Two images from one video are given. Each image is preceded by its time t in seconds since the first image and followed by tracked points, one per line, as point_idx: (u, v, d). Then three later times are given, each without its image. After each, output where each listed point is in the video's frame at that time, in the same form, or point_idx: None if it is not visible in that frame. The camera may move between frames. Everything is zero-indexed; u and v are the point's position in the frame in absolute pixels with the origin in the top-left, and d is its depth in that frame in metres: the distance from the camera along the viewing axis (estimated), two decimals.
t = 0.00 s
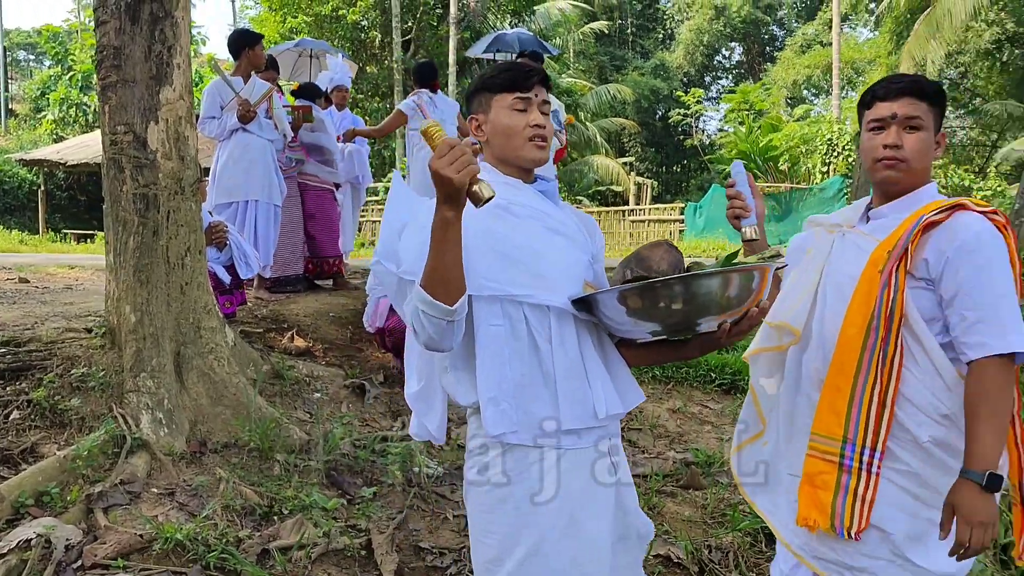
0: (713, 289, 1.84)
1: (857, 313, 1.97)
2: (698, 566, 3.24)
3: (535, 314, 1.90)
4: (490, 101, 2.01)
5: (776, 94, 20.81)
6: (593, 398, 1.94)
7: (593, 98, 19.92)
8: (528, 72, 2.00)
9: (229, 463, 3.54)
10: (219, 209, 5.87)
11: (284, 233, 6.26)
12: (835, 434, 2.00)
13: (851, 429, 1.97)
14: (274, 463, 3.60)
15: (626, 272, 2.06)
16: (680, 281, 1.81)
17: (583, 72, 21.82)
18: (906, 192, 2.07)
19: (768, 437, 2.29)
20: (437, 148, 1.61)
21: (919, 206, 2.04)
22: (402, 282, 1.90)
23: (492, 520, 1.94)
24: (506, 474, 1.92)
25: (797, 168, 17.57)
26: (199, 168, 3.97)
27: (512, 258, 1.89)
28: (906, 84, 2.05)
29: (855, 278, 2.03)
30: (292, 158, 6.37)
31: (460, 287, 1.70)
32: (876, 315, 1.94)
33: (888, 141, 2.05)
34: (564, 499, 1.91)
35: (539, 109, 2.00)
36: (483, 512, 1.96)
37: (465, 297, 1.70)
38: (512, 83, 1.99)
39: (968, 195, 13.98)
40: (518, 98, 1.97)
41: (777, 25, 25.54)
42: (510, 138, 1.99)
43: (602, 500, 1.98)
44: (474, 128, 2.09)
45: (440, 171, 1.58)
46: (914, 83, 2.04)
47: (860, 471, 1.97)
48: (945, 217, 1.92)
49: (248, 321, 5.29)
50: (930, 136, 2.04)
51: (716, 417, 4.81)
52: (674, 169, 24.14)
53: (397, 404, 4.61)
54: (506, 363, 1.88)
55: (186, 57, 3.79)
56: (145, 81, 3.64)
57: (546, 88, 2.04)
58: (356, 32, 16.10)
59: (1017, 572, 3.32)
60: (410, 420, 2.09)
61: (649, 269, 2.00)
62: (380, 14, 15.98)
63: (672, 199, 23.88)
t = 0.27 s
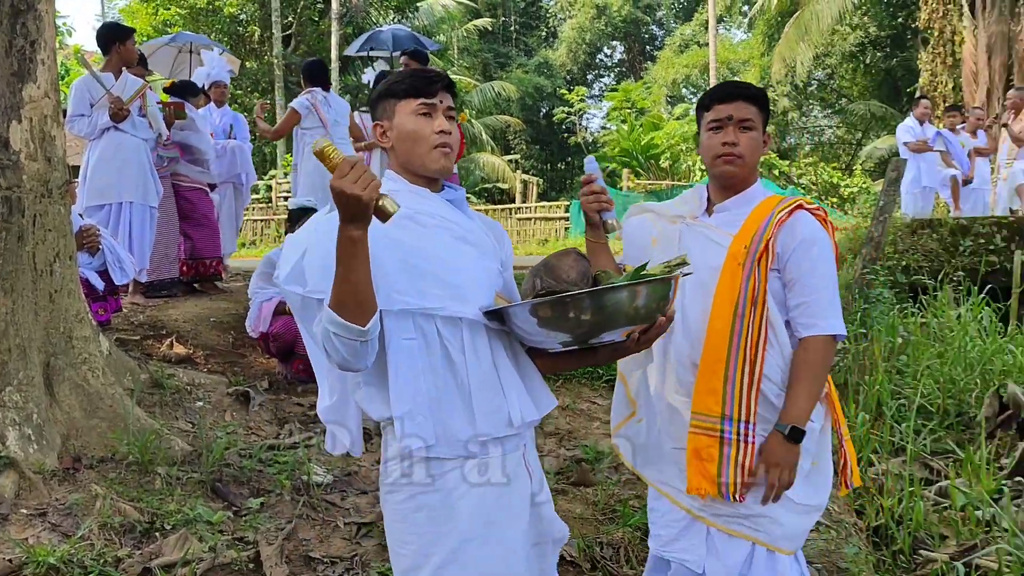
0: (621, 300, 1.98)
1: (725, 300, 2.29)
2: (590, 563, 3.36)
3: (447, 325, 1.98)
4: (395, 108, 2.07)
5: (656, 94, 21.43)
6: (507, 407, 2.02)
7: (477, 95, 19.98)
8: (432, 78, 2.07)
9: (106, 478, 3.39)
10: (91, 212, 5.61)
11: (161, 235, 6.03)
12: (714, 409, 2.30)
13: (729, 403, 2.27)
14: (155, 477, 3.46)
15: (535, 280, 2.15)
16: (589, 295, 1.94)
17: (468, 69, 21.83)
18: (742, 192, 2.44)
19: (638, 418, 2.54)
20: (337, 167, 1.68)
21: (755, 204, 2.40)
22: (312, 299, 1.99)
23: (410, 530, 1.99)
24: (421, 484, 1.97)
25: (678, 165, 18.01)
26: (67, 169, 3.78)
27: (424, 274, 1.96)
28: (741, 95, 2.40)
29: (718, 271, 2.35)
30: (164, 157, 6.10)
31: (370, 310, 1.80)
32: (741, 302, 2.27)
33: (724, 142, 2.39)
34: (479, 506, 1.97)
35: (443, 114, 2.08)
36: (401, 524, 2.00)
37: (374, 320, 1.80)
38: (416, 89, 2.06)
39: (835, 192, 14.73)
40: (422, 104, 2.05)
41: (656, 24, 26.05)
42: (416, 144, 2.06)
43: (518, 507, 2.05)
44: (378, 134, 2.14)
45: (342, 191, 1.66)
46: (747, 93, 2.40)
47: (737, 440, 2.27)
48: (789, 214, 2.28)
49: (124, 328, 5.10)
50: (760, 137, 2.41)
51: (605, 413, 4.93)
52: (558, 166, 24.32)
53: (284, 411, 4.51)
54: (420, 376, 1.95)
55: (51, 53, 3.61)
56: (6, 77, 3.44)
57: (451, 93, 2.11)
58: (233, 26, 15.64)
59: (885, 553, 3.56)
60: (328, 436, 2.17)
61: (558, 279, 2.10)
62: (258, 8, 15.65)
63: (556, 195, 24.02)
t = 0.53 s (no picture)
0: (524, 303, 2.02)
1: (621, 290, 2.42)
2: (483, 559, 3.48)
3: (350, 329, 1.98)
4: (297, 109, 2.04)
5: (535, 90, 21.74)
6: (412, 409, 2.03)
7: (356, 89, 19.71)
8: (336, 81, 2.05)
9: None
10: None
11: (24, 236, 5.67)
12: (618, 394, 2.40)
13: (632, 387, 2.40)
14: (26, 492, 3.28)
15: (438, 282, 2.17)
16: (492, 297, 1.98)
17: (345, 62, 21.47)
18: (615, 187, 2.57)
19: (535, 411, 2.58)
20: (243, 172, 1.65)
21: (631, 200, 2.54)
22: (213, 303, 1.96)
23: (315, 534, 1.96)
24: (326, 487, 1.95)
25: (558, 162, 18.27)
26: None
27: (327, 277, 1.95)
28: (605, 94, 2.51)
29: (610, 263, 2.46)
30: (20, 153, 5.74)
31: (274, 318, 1.78)
32: (634, 292, 2.42)
33: (601, 137, 2.49)
34: (385, 508, 1.96)
35: (346, 118, 2.06)
36: (305, 527, 1.97)
37: (279, 325, 1.78)
38: (320, 91, 2.04)
39: (708, 188, 15.24)
40: (325, 107, 2.03)
41: (535, 21, 25.91)
42: (319, 146, 2.04)
43: (423, 508, 2.05)
44: (278, 136, 2.11)
45: (250, 197, 1.63)
46: (611, 93, 2.51)
47: (640, 421, 2.40)
48: (668, 210, 2.47)
49: None
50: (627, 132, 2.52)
51: (493, 409, 4.96)
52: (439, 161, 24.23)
53: (164, 418, 4.29)
54: (322, 380, 1.95)
55: None
56: None
57: (355, 97, 2.11)
58: (98, 15, 15.01)
59: (762, 537, 3.75)
60: (228, 441, 2.14)
61: (460, 281, 2.13)
62: None
63: (437, 190, 24.09)
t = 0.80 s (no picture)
0: (445, 309, 2.02)
1: (557, 286, 2.58)
2: (400, 561, 3.53)
3: (268, 335, 1.94)
4: (214, 109, 1.98)
5: (438, 89, 21.66)
6: (332, 416, 2.00)
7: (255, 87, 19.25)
8: (256, 83, 2.01)
9: None
10: None
11: None
12: (560, 384, 2.53)
13: (575, 375, 2.53)
14: None
15: (357, 287, 2.14)
16: (415, 303, 1.97)
17: (243, 58, 20.92)
18: (537, 192, 2.72)
19: (480, 410, 2.66)
20: (169, 171, 1.61)
21: (554, 202, 2.70)
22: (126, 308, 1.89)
23: (234, 546, 1.90)
24: (244, 499, 1.90)
25: (463, 162, 18.26)
26: None
27: (247, 282, 1.91)
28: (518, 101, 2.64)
29: (546, 262, 2.61)
30: None
31: (196, 323, 1.73)
32: (571, 287, 2.58)
33: (512, 144, 2.62)
34: (307, 516, 1.93)
35: (264, 121, 2.02)
36: (222, 540, 1.91)
37: (201, 332, 1.74)
38: (237, 93, 1.99)
39: (611, 189, 15.43)
40: (243, 109, 1.98)
41: (436, 21, 25.34)
42: (236, 148, 1.98)
43: (343, 515, 2.01)
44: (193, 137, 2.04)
45: (178, 199, 1.58)
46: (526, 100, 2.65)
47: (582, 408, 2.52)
48: (593, 210, 2.66)
49: None
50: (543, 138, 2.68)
51: (406, 411, 4.92)
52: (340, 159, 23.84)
53: (62, 426, 4.11)
54: (240, 388, 1.90)
55: None
56: None
57: (273, 100, 2.07)
58: None
59: (672, 529, 3.84)
60: (135, 452, 2.05)
61: (380, 287, 2.12)
62: None
63: (339, 189, 23.73)
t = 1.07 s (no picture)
0: (398, 311, 2.00)
1: (523, 282, 2.67)
2: (355, 563, 3.56)
3: (218, 338, 1.90)
4: (159, 108, 1.94)
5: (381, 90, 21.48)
6: (285, 420, 1.97)
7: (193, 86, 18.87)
8: (204, 81, 1.97)
9: None
10: None
11: None
12: (533, 377, 2.62)
13: (545, 369, 2.63)
14: None
15: (305, 289, 2.11)
16: (366, 305, 1.95)
17: (181, 56, 20.48)
18: (495, 192, 2.80)
19: (451, 403, 2.72)
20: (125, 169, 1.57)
21: (512, 202, 2.78)
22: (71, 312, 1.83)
23: (187, 553, 1.86)
24: (198, 506, 1.87)
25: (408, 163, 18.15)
26: None
27: (198, 284, 1.86)
28: (479, 103, 2.72)
29: (510, 260, 2.69)
30: None
31: (151, 327, 1.69)
32: (536, 284, 2.68)
33: (474, 147, 2.71)
34: (263, 520, 1.91)
35: (211, 120, 1.99)
36: (174, 548, 1.87)
37: (156, 333, 1.70)
38: (184, 91, 1.95)
39: (556, 191, 15.44)
40: (190, 108, 1.95)
41: (379, 20, 25.13)
42: (183, 148, 1.94)
43: (299, 520, 2.00)
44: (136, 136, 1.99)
45: (135, 196, 1.55)
46: (484, 104, 2.73)
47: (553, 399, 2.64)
48: (552, 209, 2.75)
49: None
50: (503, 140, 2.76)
51: (356, 413, 4.88)
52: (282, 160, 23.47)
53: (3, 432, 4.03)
54: (191, 393, 1.87)
55: None
56: None
57: (220, 99, 2.03)
58: None
59: (623, 527, 3.88)
60: (76, 460, 2.00)
61: (331, 288, 2.08)
62: None
63: (280, 191, 23.35)
